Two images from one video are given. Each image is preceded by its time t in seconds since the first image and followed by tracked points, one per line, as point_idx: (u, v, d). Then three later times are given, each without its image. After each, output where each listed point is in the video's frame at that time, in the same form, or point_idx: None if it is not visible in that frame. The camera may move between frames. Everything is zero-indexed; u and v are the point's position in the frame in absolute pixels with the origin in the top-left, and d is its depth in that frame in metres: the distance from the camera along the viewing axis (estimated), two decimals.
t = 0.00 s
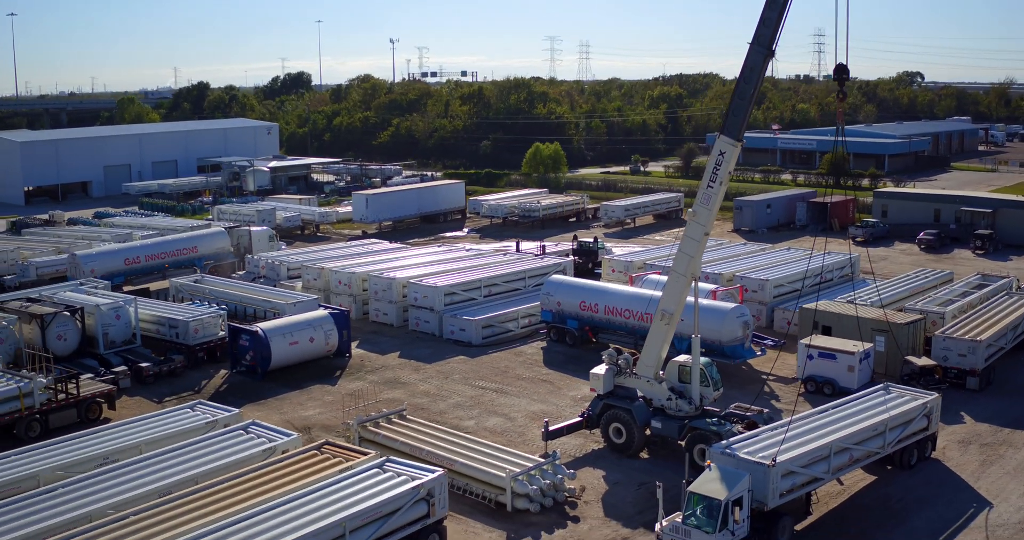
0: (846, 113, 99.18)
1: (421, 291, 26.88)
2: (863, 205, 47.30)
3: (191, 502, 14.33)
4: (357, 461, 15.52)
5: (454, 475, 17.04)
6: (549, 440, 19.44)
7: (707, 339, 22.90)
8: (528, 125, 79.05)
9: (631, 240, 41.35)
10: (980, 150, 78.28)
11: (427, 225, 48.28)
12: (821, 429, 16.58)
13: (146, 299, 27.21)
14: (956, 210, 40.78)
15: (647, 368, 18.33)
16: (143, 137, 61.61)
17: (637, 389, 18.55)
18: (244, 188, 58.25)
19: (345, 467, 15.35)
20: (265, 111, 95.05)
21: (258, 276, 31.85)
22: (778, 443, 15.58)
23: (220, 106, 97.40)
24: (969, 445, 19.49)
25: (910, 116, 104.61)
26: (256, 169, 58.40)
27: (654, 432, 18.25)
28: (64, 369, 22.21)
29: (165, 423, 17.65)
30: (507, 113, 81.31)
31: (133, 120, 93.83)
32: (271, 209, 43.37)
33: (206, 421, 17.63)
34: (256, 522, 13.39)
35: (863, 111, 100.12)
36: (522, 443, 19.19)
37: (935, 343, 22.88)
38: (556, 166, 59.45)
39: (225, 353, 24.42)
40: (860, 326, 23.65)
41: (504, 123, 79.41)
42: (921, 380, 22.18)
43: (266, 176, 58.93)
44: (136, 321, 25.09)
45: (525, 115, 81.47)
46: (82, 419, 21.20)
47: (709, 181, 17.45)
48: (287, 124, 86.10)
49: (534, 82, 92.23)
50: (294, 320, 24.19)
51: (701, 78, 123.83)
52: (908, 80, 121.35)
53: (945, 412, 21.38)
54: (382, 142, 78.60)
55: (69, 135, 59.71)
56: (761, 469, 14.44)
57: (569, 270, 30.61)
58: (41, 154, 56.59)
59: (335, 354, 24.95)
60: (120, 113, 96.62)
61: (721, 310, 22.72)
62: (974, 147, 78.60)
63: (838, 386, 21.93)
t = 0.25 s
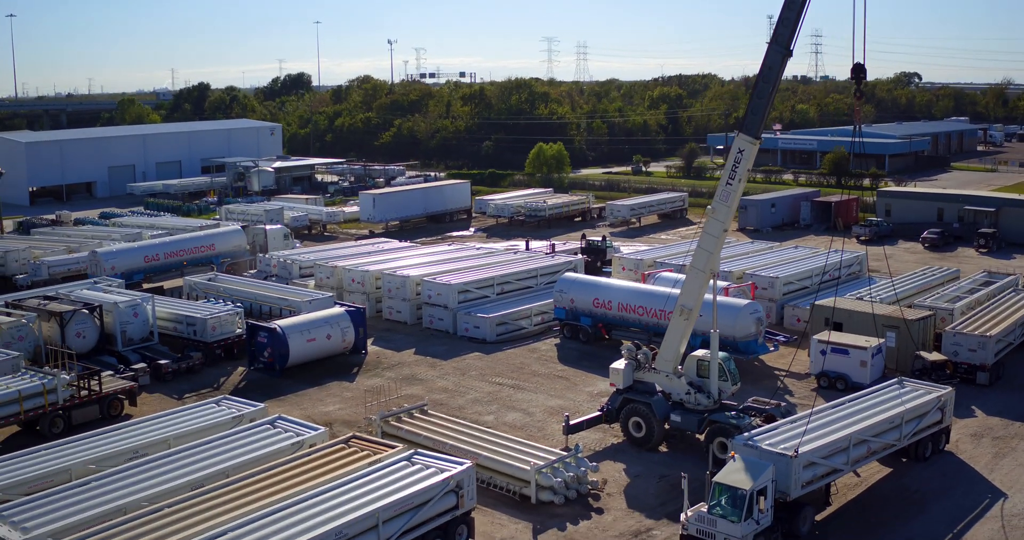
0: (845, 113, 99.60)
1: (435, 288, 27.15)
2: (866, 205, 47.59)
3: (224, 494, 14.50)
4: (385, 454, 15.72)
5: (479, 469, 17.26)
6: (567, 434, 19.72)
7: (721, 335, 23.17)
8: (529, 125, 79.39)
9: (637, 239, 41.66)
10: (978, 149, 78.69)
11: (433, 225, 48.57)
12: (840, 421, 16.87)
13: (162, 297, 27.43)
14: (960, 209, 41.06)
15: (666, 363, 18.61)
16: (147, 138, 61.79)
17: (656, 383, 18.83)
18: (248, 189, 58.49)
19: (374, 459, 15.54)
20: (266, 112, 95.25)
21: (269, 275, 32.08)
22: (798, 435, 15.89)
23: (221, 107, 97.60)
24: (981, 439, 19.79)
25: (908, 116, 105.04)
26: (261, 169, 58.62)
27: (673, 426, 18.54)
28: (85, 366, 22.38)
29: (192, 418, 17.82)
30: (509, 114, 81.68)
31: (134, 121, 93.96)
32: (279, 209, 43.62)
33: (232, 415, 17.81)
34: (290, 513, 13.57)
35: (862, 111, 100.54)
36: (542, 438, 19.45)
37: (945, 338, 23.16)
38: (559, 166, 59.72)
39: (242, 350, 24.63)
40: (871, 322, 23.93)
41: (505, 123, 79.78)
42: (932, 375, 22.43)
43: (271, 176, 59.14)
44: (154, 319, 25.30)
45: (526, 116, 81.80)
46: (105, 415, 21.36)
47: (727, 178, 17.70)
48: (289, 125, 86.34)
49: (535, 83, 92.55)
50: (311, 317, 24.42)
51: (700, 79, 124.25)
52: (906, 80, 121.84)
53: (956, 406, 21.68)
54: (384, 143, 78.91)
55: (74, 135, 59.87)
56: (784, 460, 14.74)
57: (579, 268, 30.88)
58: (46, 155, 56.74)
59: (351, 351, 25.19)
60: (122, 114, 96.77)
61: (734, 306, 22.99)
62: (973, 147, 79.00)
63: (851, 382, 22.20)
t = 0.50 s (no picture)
0: (844, 113, 99.99)
1: (449, 286, 27.42)
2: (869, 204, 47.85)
3: (256, 487, 14.70)
4: (413, 447, 15.94)
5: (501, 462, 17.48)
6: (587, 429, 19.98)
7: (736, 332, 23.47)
8: (531, 126, 79.69)
9: (644, 238, 41.97)
10: (978, 150, 79.04)
11: (439, 225, 48.86)
12: (858, 414, 17.16)
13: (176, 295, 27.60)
14: (963, 208, 41.32)
15: (685, 358, 18.89)
16: (151, 138, 61.97)
17: (674, 379, 19.07)
18: (253, 189, 58.69)
19: (402, 453, 15.76)
20: (267, 113, 95.43)
21: (281, 274, 32.30)
22: (818, 427, 16.17)
23: (222, 108, 97.76)
24: (994, 432, 20.08)
25: (907, 116, 105.48)
26: (265, 170, 58.81)
27: (692, 420, 18.81)
28: (105, 363, 22.54)
29: (218, 413, 18.03)
30: (510, 115, 82.02)
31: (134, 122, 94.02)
32: (287, 208, 43.87)
33: (258, 410, 18.03)
34: (324, 505, 13.77)
35: (860, 112, 100.97)
36: (561, 432, 19.70)
37: (955, 335, 23.38)
38: (563, 166, 59.95)
39: (259, 347, 24.85)
40: (882, 319, 24.18)
41: (507, 124, 80.13)
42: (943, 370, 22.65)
43: (275, 177, 59.32)
44: (171, 317, 25.49)
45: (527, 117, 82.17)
46: (127, 411, 21.55)
47: (746, 175, 17.98)
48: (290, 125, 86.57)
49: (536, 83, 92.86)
50: (328, 315, 24.67)
51: (699, 79, 124.63)
52: (904, 81, 122.30)
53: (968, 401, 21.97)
54: (386, 143, 79.23)
55: (79, 136, 60.02)
56: (806, 452, 15.02)
57: (590, 266, 31.14)
58: (50, 155, 56.87)
59: (367, 349, 25.43)
60: (123, 115, 96.88)
61: (748, 302, 23.28)
62: (972, 147, 79.34)
63: (863, 377, 22.45)
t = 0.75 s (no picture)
0: (843, 114, 100.38)
1: (462, 285, 27.69)
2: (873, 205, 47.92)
3: (289, 479, 14.88)
4: (441, 440, 16.15)
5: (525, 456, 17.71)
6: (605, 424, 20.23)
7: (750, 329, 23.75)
8: (533, 126, 80.00)
9: (650, 237, 42.27)
10: (976, 149, 79.42)
11: (445, 224, 49.15)
12: (875, 407, 17.41)
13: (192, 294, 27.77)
14: (966, 206, 41.25)
15: (703, 353, 19.13)
16: (155, 138, 62.06)
17: (693, 373, 19.35)
18: (257, 189, 58.84)
19: (430, 446, 15.97)
20: (267, 113, 95.54)
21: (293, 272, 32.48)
22: (837, 419, 16.43)
23: (222, 108, 97.83)
24: (1006, 426, 20.38)
25: (905, 116, 105.95)
26: (269, 169, 58.96)
27: (711, 414, 19.08)
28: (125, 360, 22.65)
29: (244, 407, 18.21)
30: (512, 115, 82.57)
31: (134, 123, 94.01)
32: (294, 208, 44.10)
33: (284, 405, 18.23)
34: (357, 497, 13.97)
35: (859, 112, 101.47)
36: (581, 427, 19.96)
37: (966, 330, 23.62)
38: (567, 166, 60.32)
39: (277, 345, 25.06)
40: (893, 315, 24.37)
41: (509, 124, 80.47)
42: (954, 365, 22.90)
43: (280, 177, 59.49)
44: (188, 315, 25.64)
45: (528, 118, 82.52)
46: (148, 408, 21.67)
47: (765, 173, 18.24)
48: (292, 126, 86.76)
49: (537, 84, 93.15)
50: (345, 312, 24.90)
51: (698, 79, 125.02)
52: (901, 81, 122.81)
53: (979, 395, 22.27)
54: (388, 143, 79.52)
55: (83, 136, 60.06)
56: (825, 443, 15.29)
57: (600, 264, 31.38)
58: (54, 155, 56.91)
59: (383, 346, 25.66)
60: (123, 115, 96.88)
61: (761, 299, 23.55)
62: (971, 147, 79.71)
63: (876, 373, 22.68)
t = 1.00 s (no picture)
0: (842, 114, 100.74)
1: (476, 282, 27.95)
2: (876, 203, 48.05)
3: (320, 472, 15.06)
4: (467, 435, 16.37)
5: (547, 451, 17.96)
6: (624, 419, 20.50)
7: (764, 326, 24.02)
8: (534, 126, 80.32)
9: (657, 236, 42.54)
10: (976, 149, 79.78)
11: (451, 223, 49.43)
12: (893, 401, 17.64)
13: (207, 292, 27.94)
14: (969, 205, 41.37)
15: (721, 349, 19.41)
16: (159, 139, 62.12)
17: (711, 369, 19.61)
18: (262, 188, 58.99)
19: (457, 440, 16.19)
20: (268, 113, 95.62)
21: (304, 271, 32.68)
22: (857, 413, 16.65)
23: (223, 108, 97.87)
24: (1018, 420, 20.68)
25: (903, 116, 106.37)
26: (274, 169, 59.12)
27: (729, 409, 19.34)
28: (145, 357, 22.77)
29: (269, 403, 18.39)
30: (512, 116, 83.05)
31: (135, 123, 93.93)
32: (302, 207, 44.32)
33: (308, 401, 18.42)
34: (390, 490, 14.18)
35: (857, 112, 101.82)
36: (600, 422, 20.21)
37: (976, 326, 23.91)
38: (570, 166, 60.86)
39: (293, 342, 25.27)
40: (903, 313, 24.57)
41: (510, 124, 80.81)
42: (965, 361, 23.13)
43: (284, 177, 59.64)
44: (204, 313, 25.80)
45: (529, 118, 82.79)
46: (169, 405, 21.77)
47: (782, 171, 18.50)
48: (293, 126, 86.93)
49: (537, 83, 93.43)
50: (361, 310, 25.14)
51: (696, 79, 125.36)
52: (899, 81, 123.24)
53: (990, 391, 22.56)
54: (390, 143, 79.80)
55: (87, 136, 60.08)
56: (845, 437, 15.53)
57: (611, 263, 31.63)
58: (59, 155, 56.91)
59: (398, 343, 25.91)
60: (124, 116, 96.85)
61: (774, 297, 23.81)
62: (970, 146, 80.06)
63: (887, 369, 22.93)
